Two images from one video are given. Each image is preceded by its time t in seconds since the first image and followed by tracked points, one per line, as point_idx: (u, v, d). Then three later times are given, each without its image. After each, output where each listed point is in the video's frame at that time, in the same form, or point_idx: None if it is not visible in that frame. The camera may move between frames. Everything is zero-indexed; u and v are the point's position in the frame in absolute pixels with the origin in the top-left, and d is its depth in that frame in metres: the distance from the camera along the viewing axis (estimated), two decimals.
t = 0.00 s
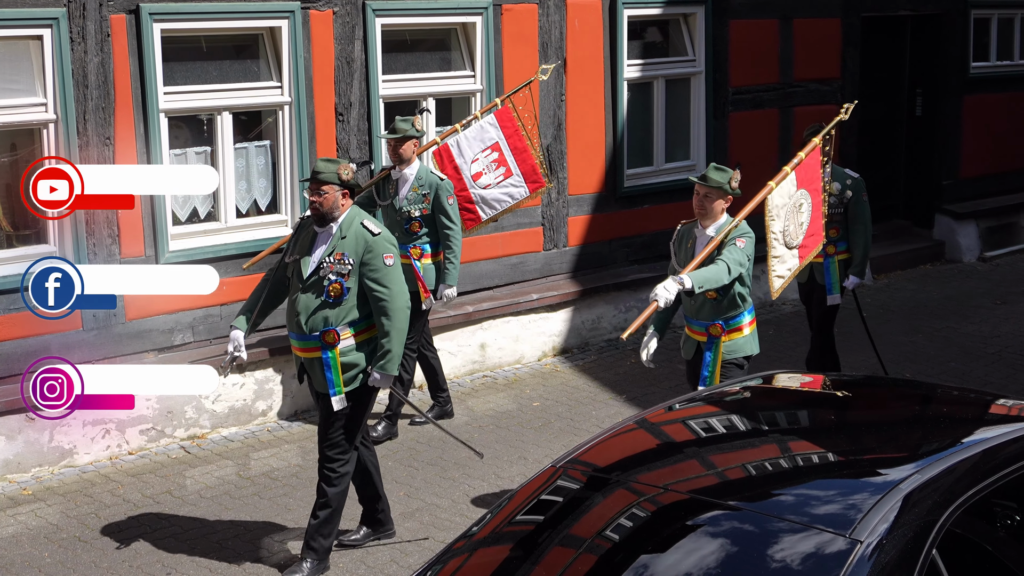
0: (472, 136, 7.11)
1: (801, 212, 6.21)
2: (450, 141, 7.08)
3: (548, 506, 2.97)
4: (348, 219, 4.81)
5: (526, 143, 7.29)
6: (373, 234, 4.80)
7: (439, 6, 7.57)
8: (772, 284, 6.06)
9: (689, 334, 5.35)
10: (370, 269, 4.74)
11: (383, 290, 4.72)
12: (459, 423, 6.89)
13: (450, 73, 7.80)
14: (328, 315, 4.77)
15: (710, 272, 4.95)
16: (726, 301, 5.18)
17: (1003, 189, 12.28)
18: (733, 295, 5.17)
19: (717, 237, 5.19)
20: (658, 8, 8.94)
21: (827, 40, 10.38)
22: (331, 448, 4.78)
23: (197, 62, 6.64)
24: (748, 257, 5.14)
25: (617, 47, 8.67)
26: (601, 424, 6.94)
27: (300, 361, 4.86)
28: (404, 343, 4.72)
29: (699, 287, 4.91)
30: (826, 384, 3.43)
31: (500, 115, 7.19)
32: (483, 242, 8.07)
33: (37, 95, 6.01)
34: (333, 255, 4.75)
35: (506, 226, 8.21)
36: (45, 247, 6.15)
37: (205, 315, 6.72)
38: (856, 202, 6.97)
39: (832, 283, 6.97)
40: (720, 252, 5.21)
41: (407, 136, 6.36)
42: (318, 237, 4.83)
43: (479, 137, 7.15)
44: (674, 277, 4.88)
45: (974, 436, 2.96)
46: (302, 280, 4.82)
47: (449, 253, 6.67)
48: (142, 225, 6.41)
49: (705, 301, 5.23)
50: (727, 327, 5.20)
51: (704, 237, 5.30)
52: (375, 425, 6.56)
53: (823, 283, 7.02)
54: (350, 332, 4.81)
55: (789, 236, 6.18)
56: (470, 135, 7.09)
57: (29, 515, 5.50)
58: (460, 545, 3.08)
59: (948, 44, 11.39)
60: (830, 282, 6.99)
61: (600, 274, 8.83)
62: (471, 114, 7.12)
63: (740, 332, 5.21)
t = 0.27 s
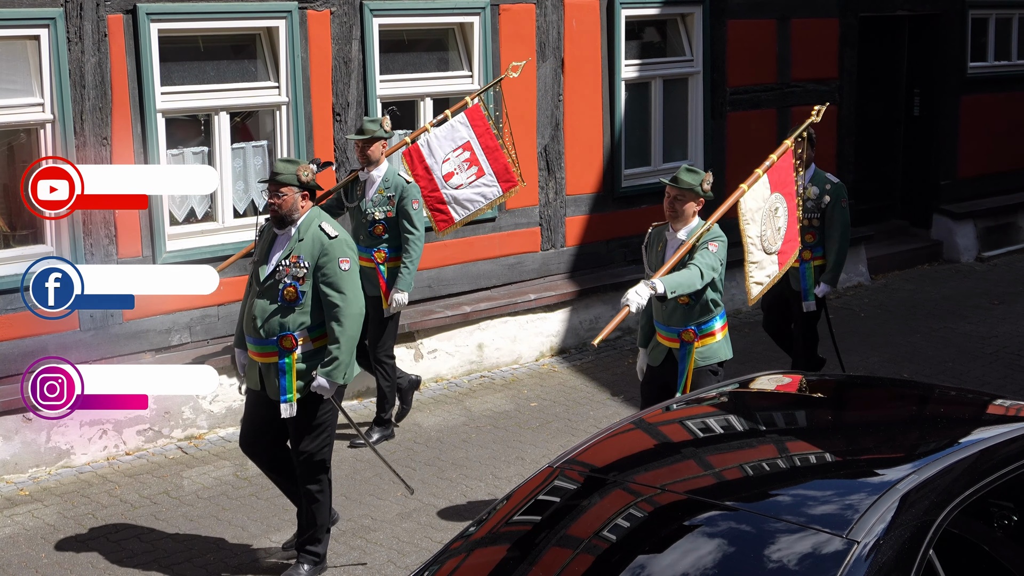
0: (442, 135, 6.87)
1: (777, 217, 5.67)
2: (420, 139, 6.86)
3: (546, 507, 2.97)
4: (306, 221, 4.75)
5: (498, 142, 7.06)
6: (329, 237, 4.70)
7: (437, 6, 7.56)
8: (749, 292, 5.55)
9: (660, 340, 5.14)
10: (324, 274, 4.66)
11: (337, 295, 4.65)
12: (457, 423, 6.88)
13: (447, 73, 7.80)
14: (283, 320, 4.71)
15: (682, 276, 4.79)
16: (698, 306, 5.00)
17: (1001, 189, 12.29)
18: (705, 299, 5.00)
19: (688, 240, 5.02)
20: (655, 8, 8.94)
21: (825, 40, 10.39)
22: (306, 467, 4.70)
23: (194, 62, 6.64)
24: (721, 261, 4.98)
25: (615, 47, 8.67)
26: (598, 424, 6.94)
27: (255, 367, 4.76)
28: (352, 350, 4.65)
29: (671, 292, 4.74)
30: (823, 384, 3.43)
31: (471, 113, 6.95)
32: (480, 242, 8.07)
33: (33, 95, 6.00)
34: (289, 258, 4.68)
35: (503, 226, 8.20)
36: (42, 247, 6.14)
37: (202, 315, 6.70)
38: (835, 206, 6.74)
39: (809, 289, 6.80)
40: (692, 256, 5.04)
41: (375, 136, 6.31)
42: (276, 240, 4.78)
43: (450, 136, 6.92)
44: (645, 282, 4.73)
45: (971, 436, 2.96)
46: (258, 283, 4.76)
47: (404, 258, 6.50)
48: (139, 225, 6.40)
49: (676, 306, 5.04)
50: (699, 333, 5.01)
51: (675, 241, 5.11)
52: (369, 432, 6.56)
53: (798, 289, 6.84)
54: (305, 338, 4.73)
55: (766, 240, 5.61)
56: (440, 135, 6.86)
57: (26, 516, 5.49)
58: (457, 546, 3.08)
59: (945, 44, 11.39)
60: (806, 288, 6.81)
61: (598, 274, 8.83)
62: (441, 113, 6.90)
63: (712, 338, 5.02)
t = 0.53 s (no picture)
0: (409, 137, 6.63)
1: (748, 222, 5.38)
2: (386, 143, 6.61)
3: (545, 507, 2.97)
4: (254, 230, 4.61)
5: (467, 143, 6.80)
6: (279, 244, 4.56)
7: (435, 7, 7.57)
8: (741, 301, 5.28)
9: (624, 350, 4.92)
10: (273, 282, 4.50)
11: (286, 304, 4.50)
12: (455, 423, 6.88)
13: (445, 73, 7.81)
14: (235, 332, 4.56)
15: (646, 282, 4.55)
16: (664, 313, 4.80)
17: (999, 189, 12.30)
18: (670, 306, 4.81)
19: (652, 246, 4.78)
20: (654, 9, 8.94)
21: (822, 41, 10.39)
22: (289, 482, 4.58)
23: (192, 62, 6.64)
24: (686, 267, 4.75)
25: (613, 47, 8.67)
26: (596, 425, 6.94)
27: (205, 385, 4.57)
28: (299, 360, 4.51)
29: (634, 299, 4.49)
30: (820, 384, 3.43)
31: (438, 115, 6.72)
32: (478, 242, 8.07)
33: (32, 95, 6.00)
34: (237, 268, 4.54)
35: (502, 226, 8.21)
36: (40, 247, 6.13)
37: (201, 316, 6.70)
38: (809, 209, 6.58)
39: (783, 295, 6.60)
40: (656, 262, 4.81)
41: (338, 142, 6.15)
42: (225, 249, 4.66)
43: (417, 139, 6.68)
44: (608, 288, 4.42)
45: (970, 436, 2.96)
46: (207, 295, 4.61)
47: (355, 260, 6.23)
48: (137, 225, 6.40)
49: (640, 314, 4.84)
50: (665, 341, 4.80)
51: (639, 247, 4.89)
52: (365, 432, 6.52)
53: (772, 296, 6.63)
54: (260, 350, 4.60)
55: (740, 246, 5.30)
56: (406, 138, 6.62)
57: (25, 516, 5.49)
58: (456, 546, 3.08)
59: (943, 44, 11.40)
60: (778, 293, 6.60)
61: (596, 274, 8.83)
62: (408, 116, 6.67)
63: (679, 346, 4.81)
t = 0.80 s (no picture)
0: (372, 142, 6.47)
1: (712, 227, 5.35)
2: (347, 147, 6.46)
3: (544, 507, 2.97)
4: (196, 234, 4.60)
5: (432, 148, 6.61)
6: (222, 247, 4.55)
7: (435, 7, 7.57)
8: (690, 308, 5.29)
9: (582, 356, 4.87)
10: (219, 287, 4.49)
11: (232, 308, 4.49)
12: (454, 423, 6.89)
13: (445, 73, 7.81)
14: (178, 337, 4.50)
15: (601, 287, 4.50)
16: (622, 319, 4.74)
17: (999, 189, 12.31)
18: (629, 312, 4.75)
19: (610, 251, 4.73)
20: (653, 9, 8.94)
21: (821, 41, 10.40)
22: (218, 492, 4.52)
23: (191, 62, 6.65)
24: (645, 271, 4.71)
25: (612, 47, 8.67)
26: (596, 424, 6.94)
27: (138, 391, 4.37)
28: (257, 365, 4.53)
29: (589, 304, 4.45)
30: (820, 384, 3.43)
31: (402, 119, 6.53)
32: (477, 242, 8.07)
33: (31, 95, 6.00)
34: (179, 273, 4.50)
35: (501, 227, 8.21)
36: (40, 247, 6.13)
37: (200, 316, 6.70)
38: (777, 211, 6.44)
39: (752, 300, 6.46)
40: (613, 266, 4.76)
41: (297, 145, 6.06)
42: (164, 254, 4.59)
43: (380, 144, 6.50)
44: (562, 292, 4.41)
45: (969, 436, 2.96)
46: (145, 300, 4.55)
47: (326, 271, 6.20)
48: (136, 225, 6.40)
49: (598, 320, 4.77)
50: (623, 348, 4.76)
51: (598, 252, 4.83)
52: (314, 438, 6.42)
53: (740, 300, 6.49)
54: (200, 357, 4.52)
55: (701, 252, 5.30)
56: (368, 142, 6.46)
57: (24, 516, 5.49)
58: (455, 546, 3.08)
59: (942, 44, 11.40)
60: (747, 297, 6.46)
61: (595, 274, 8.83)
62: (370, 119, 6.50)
63: (637, 355, 4.77)
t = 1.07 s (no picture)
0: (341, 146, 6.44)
1: (674, 230, 5.32)
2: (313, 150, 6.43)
3: (545, 507, 2.97)
4: (150, 241, 4.56)
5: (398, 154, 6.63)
6: (176, 255, 4.54)
7: (435, 7, 7.57)
8: (636, 307, 5.16)
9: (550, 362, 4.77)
10: (174, 296, 4.43)
11: (189, 317, 4.46)
12: (454, 423, 6.89)
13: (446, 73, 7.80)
14: (131, 347, 4.46)
15: (565, 293, 4.35)
16: (587, 325, 4.64)
17: (999, 189, 12.31)
18: (595, 318, 4.63)
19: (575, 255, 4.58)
20: (653, 9, 8.94)
21: (821, 41, 10.40)
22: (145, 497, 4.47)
23: (191, 62, 6.65)
24: (611, 277, 4.57)
25: (612, 47, 8.67)
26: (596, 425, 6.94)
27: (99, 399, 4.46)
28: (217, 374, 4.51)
29: (552, 310, 4.28)
30: (820, 384, 3.43)
31: (371, 123, 6.52)
32: (477, 242, 8.07)
33: (31, 95, 5.99)
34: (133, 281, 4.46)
35: (501, 227, 8.21)
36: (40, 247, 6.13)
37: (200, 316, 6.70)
38: (753, 214, 6.44)
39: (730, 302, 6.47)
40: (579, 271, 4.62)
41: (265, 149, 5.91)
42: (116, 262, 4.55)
43: (347, 147, 6.49)
44: (524, 297, 4.22)
45: (970, 436, 2.97)
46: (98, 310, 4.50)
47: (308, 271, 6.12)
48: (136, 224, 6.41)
49: (564, 325, 4.68)
50: (589, 354, 4.64)
51: (564, 256, 4.68)
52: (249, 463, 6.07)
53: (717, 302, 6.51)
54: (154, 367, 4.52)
55: (659, 253, 5.23)
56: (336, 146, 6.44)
57: (25, 516, 5.49)
58: (455, 547, 3.08)
59: (942, 44, 11.40)
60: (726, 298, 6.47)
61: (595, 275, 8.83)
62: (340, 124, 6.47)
63: (603, 360, 4.64)
